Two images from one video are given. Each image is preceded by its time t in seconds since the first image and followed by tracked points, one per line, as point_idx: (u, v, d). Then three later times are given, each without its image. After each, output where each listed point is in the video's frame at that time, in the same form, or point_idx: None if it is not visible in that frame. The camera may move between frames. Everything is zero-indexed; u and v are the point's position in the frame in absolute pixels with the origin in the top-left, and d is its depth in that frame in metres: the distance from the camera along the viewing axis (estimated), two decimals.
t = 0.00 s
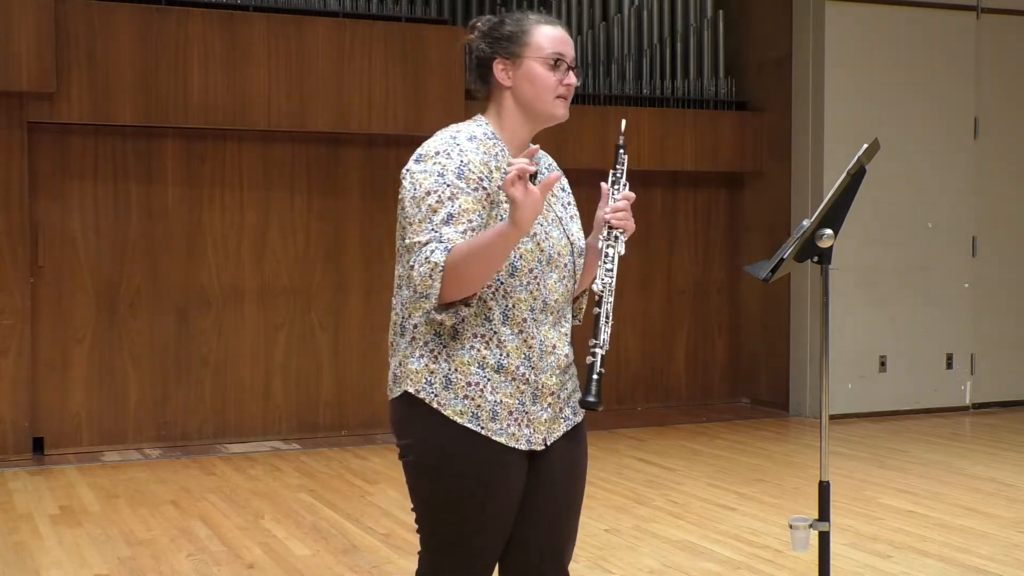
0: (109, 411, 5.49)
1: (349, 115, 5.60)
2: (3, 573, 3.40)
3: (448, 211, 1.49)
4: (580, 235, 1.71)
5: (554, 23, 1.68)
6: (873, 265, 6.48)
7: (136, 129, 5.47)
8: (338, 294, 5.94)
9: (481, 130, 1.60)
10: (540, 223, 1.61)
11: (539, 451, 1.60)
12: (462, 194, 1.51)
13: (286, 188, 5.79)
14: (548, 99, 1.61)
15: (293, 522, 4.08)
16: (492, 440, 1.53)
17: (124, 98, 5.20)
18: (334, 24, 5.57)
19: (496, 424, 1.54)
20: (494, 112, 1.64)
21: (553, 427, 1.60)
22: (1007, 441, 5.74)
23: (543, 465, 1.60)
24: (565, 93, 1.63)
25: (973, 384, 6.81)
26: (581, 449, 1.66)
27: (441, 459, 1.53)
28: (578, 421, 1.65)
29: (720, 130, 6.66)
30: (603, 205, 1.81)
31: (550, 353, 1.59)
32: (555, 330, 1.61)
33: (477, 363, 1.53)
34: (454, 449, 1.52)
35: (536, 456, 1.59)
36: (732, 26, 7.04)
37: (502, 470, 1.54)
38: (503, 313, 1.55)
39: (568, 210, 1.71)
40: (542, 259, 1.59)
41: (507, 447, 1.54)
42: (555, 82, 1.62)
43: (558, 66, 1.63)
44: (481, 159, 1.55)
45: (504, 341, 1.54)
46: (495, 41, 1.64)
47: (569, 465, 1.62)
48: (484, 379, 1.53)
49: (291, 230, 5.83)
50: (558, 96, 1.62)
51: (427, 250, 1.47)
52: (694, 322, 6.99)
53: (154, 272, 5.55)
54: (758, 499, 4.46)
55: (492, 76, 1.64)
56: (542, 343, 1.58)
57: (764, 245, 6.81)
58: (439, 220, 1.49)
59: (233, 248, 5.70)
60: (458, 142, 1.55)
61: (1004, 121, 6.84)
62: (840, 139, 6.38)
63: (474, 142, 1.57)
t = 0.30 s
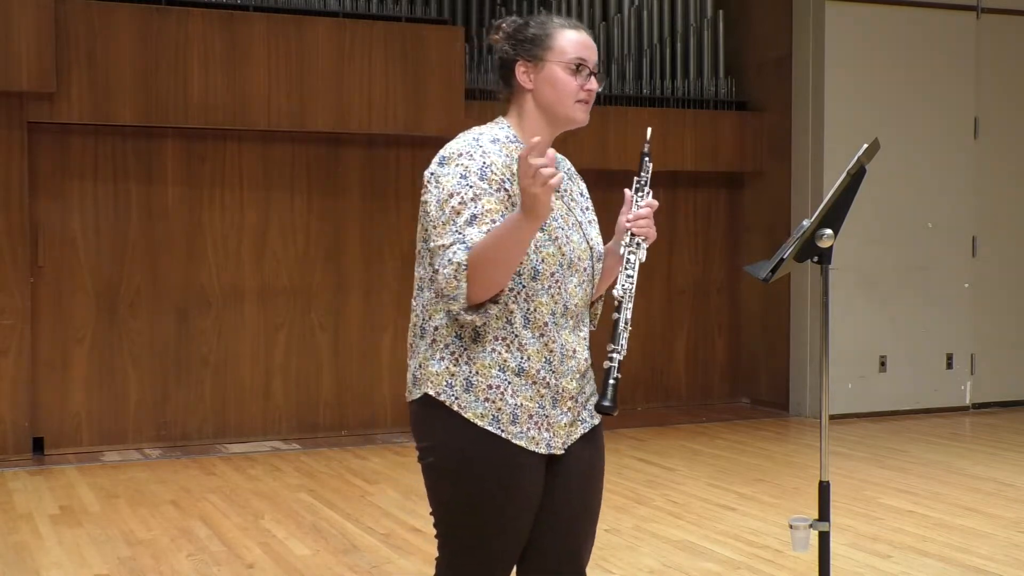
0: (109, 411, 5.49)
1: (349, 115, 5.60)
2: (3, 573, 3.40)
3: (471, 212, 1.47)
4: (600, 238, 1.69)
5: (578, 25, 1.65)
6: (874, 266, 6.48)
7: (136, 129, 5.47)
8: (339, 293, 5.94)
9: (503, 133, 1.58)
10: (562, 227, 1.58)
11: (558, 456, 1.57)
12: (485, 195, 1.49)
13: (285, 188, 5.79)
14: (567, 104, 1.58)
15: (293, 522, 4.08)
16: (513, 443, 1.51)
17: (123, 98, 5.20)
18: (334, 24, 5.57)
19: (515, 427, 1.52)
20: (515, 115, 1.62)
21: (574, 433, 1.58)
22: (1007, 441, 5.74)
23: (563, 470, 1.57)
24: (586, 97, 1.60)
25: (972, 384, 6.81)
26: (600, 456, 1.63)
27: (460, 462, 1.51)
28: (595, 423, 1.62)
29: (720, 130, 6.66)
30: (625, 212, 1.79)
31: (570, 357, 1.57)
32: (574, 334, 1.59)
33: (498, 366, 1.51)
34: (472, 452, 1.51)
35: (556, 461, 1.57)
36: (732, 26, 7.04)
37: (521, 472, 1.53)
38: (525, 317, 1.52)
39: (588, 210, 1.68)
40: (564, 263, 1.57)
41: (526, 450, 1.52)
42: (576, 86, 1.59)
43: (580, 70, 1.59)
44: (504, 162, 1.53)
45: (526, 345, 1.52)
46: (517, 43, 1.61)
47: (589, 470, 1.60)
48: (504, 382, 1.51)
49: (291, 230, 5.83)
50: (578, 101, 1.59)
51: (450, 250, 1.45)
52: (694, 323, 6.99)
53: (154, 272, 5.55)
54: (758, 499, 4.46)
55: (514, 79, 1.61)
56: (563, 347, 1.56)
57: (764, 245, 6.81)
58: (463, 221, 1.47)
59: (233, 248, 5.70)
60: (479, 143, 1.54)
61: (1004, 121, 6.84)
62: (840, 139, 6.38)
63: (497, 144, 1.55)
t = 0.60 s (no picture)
0: (109, 411, 5.49)
1: (348, 114, 5.60)
2: (3, 573, 3.40)
3: (513, 209, 1.48)
4: (617, 237, 1.70)
5: (586, 21, 1.64)
6: (873, 266, 6.48)
7: (136, 129, 5.47)
8: (338, 293, 5.94)
9: (517, 132, 1.57)
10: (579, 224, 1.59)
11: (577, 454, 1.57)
12: (518, 190, 1.50)
13: (286, 188, 5.79)
14: (575, 101, 1.58)
15: (293, 522, 4.08)
16: (531, 439, 1.51)
17: (124, 98, 5.20)
18: (334, 24, 5.56)
19: (533, 423, 1.52)
20: (528, 116, 1.62)
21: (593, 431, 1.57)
22: (1006, 441, 5.74)
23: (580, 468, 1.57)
24: (595, 93, 1.59)
25: (972, 384, 6.81)
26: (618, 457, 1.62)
27: (478, 458, 1.51)
28: (616, 427, 1.62)
29: (720, 130, 6.67)
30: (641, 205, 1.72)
31: (590, 354, 1.57)
32: (596, 332, 1.59)
33: (515, 361, 1.52)
34: (490, 448, 1.51)
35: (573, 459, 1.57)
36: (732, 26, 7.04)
37: (539, 468, 1.52)
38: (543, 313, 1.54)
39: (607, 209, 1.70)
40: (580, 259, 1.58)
41: (544, 447, 1.52)
42: (584, 83, 1.58)
43: (587, 66, 1.58)
44: (523, 160, 1.53)
45: (543, 340, 1.53)
46: (526, 45, 1.61)
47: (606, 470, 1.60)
48: (522, 378, 1.52)
49: (291, 229, 5.83)
50: (586, 97, 1.58)
51: (515, 248, 1.45)
52: (693, 323, 6.99)
53: (154, 272, 5.55)
54: (757, 499, 4.46)
55: (524, 80, 1.62)
56: (581, 344, 1.56)
57: (764, 245, 6.81)
58: (507, 217, 1.47)
59: (233, 248, 5.70)
60: (495, 142, 1.53)
61: (1005, 121, 6.84)
62: (840, 139, 6.38)
63: (512, 143, 1.55)
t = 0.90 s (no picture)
0: (109, 411, 5.49)
1: (348, 114, 5.60)
2: (3, 573, 3.40)
3: (531, 200, 1.49)
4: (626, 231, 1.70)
5: (582, 17, 1.64)
6: (874, 266, 6.48)
7: (136, 129, 5.48)
8: (338, 293, 5.93)
9: (522, 131, 1.57)
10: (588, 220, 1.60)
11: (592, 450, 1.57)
12: (531, 184, 1.50)
13: (286, 188, 5.79)
14: (574, 98, 1.57)
15: (293, 522, 4.08)
16: (545, 435, 1.51)
17: (124, 98, 5.20)
18: (334, 24, 5.56)
19: (548, 419, 1.52)
20: (528, 115, 1.62)
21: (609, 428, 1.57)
22: (1007, 442, 5.73)
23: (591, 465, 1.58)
24: (593, 90, 1.58)
25: (973, 384, 6.81)
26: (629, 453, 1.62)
27: (492, 456, 1.51)
28: (629, 426, 1.62)
29: (720, 130, 6.67)
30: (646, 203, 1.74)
31: (604, 350, 1.57)
32: (608, 327, 1.59)
33: (529, 357, 1.52)
34: (504, 445, 1.51)
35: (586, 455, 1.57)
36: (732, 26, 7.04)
37: (552, 465, 1.52)
38: (555, 309, 1.54)
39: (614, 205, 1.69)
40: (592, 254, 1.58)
41: (560, 443, 1.52)
42: (580, 80, 1.57)
43: (583, 63, 1.58)
44: (531, 157, 1.54)
45: (556, 335, 1.53)
46: (522, 45, 1.62)
47: (617, 466, 1.60)
48: (535, 373, 1.52)
49: (291, 229, 5.83)
50: (584, 94, 1.58)
51: (551, 236, 1.45)
52: (693, 323, 6.99)
53: (154, 272, 5.55)
54: (758, 499, 4.46)
55: (522, 80, 1.62)
56: (595, 339, 1.56)
57: (764, 245, 6.81)
58: (526, 209, 1.48)
59: (233, 248, 5.70)
60: (502, 140, 1.54)
61: (1005, 121, 6.84)
62: (840, 139, 6.38)
63: (518, 140, 1.55)
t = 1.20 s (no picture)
0: (109, 411, 5.48)
1: (348, 114, 5.60)
2: (3, 573, 3.40)
3: (517, 210, 1.48)
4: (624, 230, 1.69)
5: (575, 16, 1.64)
6: (874, 266, 6.48)
7: (136, 129, 5.47)
8: (338, 293, 5.93)
9: (517, 134, 1.58)
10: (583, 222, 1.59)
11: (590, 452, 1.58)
12: (520, 191, 1.50)
13: (286, 188, 5.79)
14: (567, 98, 1.57)
15: (293, 522, 4.08)
16: (542, 438, 1.52)
17: (124, 98, 5.20)
18: (334, 24, 5.56)
19: (545, 422, 1.52)
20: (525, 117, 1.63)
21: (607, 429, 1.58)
22: (1007, 441, 5.74)
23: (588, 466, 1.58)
24: (587, 88, 1.58)
25: (973, 384, 6.81)
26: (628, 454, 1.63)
27: (488, 459, 1.51)
28: (626, 426, 1.62)
29: (720, 130, 6.67)
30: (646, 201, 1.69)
31: (600, 352, 1.57)
32: (606, 329, 1.59)
33: (525, 361, 1.52)
34: (500, 449, 1.50)
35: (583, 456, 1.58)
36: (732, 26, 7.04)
37: (549, 467, 1.52)
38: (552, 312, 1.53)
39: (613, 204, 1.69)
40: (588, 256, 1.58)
41: (558, 445, 1.53)
42: (573, 80, 1.57)
43: (574, 63, 1.58)
44: (525, 162, 1.53)
45: (552, 339, 1.53)
46: (514, 48, 1.62)
47: (616, 467, 1.60)
48: (532, 377, 1.52)
49: (291, 229, 5.83)
50: (578, 93, 1.58)
51: (534, 252, 1.45)
52: (693, 323, 6.99)
53: (153, 272, 5.55)
54: (758, 499, 4.46)
55: (517, 83, 1.63)
56: (591, 342, 1.56)
57: (764, 245, 6.82)
58: (512, 218, 1.48)
59: (233, 248, 5.70)
60: (496, 145, 1.54)
61: (1005, 121, 6.84)
62: (840, 139, 6.38)
63: (512, 144, 1.54)
